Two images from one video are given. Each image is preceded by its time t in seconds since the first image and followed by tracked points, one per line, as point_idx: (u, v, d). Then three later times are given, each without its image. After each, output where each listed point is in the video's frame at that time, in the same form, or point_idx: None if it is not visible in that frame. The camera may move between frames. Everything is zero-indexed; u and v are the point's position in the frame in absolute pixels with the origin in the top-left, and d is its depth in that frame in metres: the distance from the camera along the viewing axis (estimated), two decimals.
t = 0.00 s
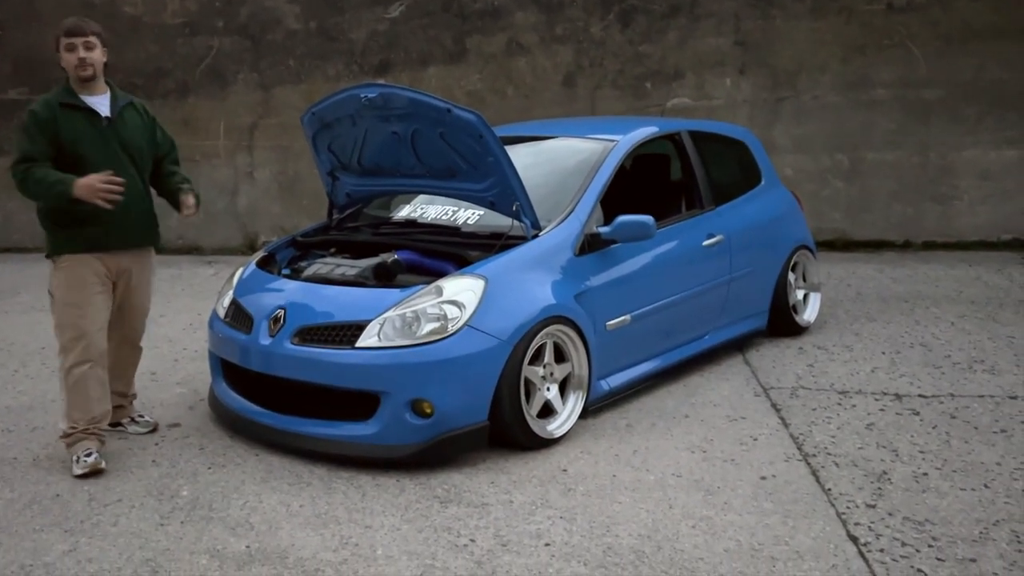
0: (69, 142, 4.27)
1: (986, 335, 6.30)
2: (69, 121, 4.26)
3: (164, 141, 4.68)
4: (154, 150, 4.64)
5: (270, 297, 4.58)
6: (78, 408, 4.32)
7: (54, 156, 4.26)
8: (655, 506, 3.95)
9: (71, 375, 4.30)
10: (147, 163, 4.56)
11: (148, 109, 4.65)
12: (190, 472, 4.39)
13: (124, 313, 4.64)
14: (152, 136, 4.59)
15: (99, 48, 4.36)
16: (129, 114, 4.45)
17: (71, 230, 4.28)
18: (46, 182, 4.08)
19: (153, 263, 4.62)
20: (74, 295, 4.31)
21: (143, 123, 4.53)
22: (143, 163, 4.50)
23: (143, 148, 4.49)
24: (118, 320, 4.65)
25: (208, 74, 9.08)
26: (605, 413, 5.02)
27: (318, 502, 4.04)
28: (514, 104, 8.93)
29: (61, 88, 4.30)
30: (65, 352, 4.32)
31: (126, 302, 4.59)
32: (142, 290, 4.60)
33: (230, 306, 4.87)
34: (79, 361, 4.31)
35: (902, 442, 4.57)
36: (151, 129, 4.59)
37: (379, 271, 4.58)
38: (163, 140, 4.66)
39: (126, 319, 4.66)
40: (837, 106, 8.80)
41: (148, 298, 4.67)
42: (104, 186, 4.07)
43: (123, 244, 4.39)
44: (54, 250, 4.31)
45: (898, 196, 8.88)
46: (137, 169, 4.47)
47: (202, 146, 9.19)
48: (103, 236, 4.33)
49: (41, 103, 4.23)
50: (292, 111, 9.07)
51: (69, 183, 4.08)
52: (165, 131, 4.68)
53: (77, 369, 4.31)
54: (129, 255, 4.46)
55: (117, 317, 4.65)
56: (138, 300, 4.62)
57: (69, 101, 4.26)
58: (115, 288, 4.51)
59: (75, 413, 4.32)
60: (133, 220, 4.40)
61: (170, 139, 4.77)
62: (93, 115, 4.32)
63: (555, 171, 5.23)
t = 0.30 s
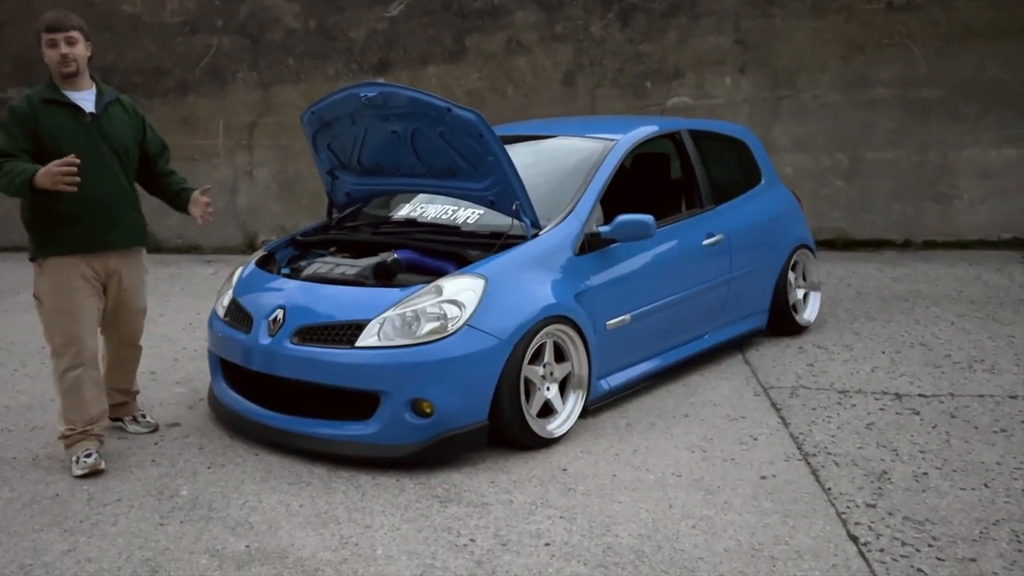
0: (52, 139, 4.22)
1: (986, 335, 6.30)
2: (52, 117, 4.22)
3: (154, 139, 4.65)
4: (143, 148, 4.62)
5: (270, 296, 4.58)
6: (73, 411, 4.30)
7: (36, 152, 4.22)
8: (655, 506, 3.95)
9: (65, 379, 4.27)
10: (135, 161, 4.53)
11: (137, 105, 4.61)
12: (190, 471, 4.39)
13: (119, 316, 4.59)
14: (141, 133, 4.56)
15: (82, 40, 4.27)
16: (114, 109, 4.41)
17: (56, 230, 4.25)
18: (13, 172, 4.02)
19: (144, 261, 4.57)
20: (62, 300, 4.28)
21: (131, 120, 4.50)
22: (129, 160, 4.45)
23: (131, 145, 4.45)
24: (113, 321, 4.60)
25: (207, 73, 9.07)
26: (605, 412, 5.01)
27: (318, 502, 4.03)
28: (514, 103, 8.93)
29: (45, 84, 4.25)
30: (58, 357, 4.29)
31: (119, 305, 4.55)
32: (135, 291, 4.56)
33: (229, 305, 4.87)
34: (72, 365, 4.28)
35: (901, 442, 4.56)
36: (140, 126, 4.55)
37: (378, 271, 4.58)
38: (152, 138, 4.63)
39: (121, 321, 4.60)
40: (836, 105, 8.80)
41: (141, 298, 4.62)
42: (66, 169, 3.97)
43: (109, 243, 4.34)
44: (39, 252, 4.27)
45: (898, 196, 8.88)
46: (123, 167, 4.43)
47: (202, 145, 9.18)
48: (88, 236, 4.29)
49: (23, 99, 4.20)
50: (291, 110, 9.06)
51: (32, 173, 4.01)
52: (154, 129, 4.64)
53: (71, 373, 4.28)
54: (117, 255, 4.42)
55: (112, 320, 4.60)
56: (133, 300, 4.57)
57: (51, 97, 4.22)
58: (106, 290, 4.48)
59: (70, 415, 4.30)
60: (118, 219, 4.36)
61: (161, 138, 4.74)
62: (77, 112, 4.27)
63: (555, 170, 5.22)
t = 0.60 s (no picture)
0: (42, 142, 4.18)
1: (986, 334, 6.31)
2: (42, 121, 4.17)
3: (143, 144, 4.63)
4: (131, 152, 4.59)
5: (271, 296, 4.58)
6: (70, 412, 4.31)
7: (26, 157, 4.17)
8: (656, 506, 3.96)
9: (60, 382, 4.29)
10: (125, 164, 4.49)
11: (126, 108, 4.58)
12: (191, 471, 4.39)
13: (119, 321, 4.54)
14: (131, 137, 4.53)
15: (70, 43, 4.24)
16: (104, 112, 4.38)
17: (50, 235, 4.21)
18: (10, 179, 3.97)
19: (140, 264, 4.54)
20: (55, 303, 4.27)
21: (120, 122, 4.46)
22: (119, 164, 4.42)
23: (122, 148, 4.42)
24: (112, 326, 4.55)
25: (207, 72, 9.07)
26: (605, 412, 5.02)
27: (319, 501, 4.04)
28: (514, 102, 8.94)
29: (34, 87, 4.20)
30: (53, 359, 4.31)
31: (117, 309, 4.51)
32: (134, 294, 4.52)
33: (230, 305, 4.87)
34: (67, 367, 4.29)
35: (901, 441, 4.57)
36: (130, 129, 4.53)
37: (379, 271, 4.59)
38: (140, 142, 4.59)
39: (121, 326, 4.55)
40: (836, 104, 8.80)
41: (142, 302, 4.57)
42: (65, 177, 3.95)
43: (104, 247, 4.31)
44: (32, 257, 4.23)
45: (898, 195, 8.88)
46: (114, 170, 4.39)
47: (202, 145, 9.19)
48: (82, 240, 4.25)
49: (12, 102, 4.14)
50: (291, 110, 9.06)
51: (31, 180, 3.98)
52: (143, 132, 4.62)
53: (66, 375, 4.29)
54: (112, 259, 4.38)
55: (114, 325, 4.55)
56: (132, 304, 4.53)
57: (40, 100, 4.17)
58: (102, 294, 4.44)
59: (66, 416, 4.31)
60: (112, 222, 4.32)
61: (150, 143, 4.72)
62: (67, 115, 4.23)
63: (555, 170, 5.23)
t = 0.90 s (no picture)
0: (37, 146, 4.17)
1: (985, 334, 6.31)
2: (35, 124, 4.16)
3: (137, 144, 4.60)
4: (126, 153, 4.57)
5: (271, 297, 4.59)
6: (69, 413, 4.31)
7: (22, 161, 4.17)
8: (654, 506, 3.96)
9: (59, 384, 4.29)
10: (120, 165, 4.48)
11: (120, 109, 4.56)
12: (191, 471, 4.39)
13: (118, 324, 4.53)
14: (124, 138, 4.51)
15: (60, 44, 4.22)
16: (98, 113, 4.36)
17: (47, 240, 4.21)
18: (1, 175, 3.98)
19: (139, 266, 4.53)
20: (53, 306, 4.27)
21: (114, 123, 4.45)
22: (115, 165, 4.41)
23: (116, 150, 4.40)
24: (112, 329, 4.54)
25: (207, 72, 9.08)
26: (605, 412, 5.03)
27: (318, 502, 4.04)
28: (513, 103, 8.94)
29: (26, 90, 4.19)
30: (52, 361, 4.31)
31: (116, 313, 4.50)
32: (134, 296, 4.51)
33: (230, 306, 4.88)
34: (66, 370, 4.30)
35: (900, 441, 4.58)
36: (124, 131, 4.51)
37: (378, 271, 4.59)
38: (135, 143, 4.57)
39: (122, 328, 4.54)
40: (836, 104, 8.80)
41: (142, 305, 4.56)
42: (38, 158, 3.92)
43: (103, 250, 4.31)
44: (30, 261, 4.23)
45: (898, 195, 8.88)
46: (109, 170, 4.37)
47: (202, 145, 9.20)
48: (80, 244, 4.25)
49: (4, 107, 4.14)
50: (291, 110, 9.07)
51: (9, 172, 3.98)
52: (137, 132, 4.59)
53: (66, 377, 4.30)
54: (110, 262, 4.38)
55: (114, 328, 4.54)
56: (132, 307, 4.52)
57: (32, 103, 4.17)
58: (101, 296, 4.44)
59: (65, 418, 4.31)
60: (110, 225, 4.32)
61: (144, 142, 4.68)
62: (59, 117, 4.21)
63: (554, 171, 5.23)
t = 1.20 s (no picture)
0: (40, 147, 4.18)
1: (985, 334, 6.32)
2: (36, 125, 4.17)
3: (139, 141, 4.60)
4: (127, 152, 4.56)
5: (271, 297, 4.59)
6: (71, 415, 4.32)
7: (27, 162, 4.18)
8: (654, 506, 3.97)
9: (62, 386, 4.29)
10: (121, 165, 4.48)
11: (120, 108, 4.56)
12: (191, 472, 4.40)
13: (120, 325, 4.53)
14: (125, 137, 4.52)
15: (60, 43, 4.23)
16: (98, 114, 4.37)
17: (50, 242, 4.22)
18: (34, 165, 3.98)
19: (140, 267, 4.53)
20: (55, 308, 4.28)
21: (114, 124, 4.44)
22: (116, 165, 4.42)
23: (117, 150, 4.41)
24: (114, 330, 4.55)
25: (207, 72, 9.08)
26: (605, 412, 5.03)
27: (319, 502, 4.05)
28: (513, 103, 8.94)
29: (26, 91, 4.19)
30: (55, 363, 4.31)
31: (118, 313, 4.50)
32: (135, 298, 4.51)
33: (230, 306, 4.88)
34: (68, 372, 4.30)
35: (900, 442, 4.58)
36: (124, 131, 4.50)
37: (379, 271, 4.60)
38: (136, 142, 4.56)
39: (124, 329, 4.54)
40: (836, 104, 8.81)
41: (144, 306, 4.56)
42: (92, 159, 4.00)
43: (106, 251, 4.32)
44: (32, 263, 4.24)
45: (898, 195, 8.89)
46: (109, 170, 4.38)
47: (202, 145, 9.20)
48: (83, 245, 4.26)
49: (5, 108, 4.15)
50: (291, 110, 9.07)
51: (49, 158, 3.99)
52: (138, 131, 4.58)
53: (68, 379, 4.30)
54: (112, 263, 4.38)
55: (116, 330, 4.54)
56: (133, 308, 4.52)
57: (33, 104, 4.18)
58: (103, 298, 4.44)
59: (67, 419, 4.32)
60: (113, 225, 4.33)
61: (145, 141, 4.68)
62: (60, 117, 4.22)
63: (554, 171, 5.24)
